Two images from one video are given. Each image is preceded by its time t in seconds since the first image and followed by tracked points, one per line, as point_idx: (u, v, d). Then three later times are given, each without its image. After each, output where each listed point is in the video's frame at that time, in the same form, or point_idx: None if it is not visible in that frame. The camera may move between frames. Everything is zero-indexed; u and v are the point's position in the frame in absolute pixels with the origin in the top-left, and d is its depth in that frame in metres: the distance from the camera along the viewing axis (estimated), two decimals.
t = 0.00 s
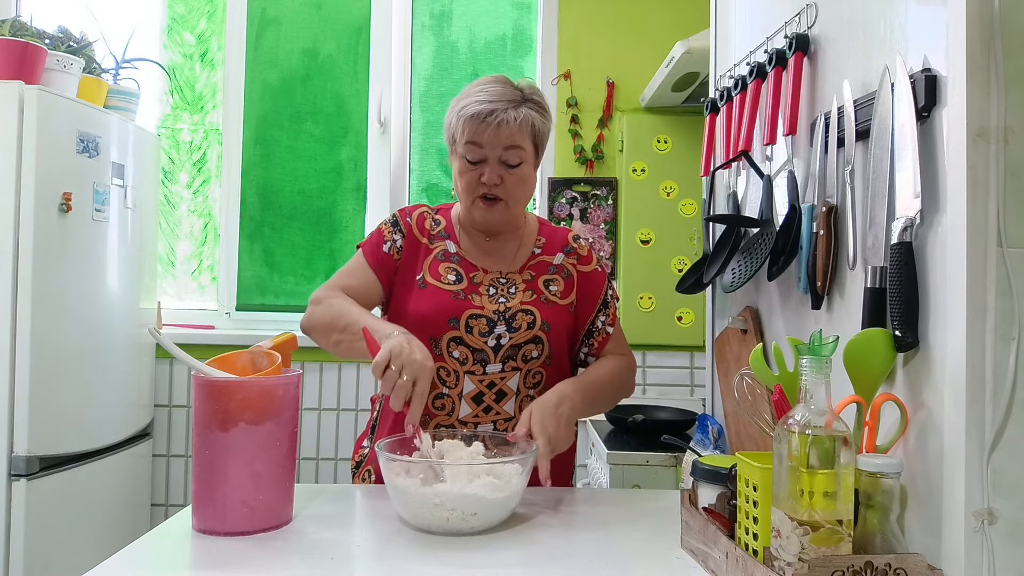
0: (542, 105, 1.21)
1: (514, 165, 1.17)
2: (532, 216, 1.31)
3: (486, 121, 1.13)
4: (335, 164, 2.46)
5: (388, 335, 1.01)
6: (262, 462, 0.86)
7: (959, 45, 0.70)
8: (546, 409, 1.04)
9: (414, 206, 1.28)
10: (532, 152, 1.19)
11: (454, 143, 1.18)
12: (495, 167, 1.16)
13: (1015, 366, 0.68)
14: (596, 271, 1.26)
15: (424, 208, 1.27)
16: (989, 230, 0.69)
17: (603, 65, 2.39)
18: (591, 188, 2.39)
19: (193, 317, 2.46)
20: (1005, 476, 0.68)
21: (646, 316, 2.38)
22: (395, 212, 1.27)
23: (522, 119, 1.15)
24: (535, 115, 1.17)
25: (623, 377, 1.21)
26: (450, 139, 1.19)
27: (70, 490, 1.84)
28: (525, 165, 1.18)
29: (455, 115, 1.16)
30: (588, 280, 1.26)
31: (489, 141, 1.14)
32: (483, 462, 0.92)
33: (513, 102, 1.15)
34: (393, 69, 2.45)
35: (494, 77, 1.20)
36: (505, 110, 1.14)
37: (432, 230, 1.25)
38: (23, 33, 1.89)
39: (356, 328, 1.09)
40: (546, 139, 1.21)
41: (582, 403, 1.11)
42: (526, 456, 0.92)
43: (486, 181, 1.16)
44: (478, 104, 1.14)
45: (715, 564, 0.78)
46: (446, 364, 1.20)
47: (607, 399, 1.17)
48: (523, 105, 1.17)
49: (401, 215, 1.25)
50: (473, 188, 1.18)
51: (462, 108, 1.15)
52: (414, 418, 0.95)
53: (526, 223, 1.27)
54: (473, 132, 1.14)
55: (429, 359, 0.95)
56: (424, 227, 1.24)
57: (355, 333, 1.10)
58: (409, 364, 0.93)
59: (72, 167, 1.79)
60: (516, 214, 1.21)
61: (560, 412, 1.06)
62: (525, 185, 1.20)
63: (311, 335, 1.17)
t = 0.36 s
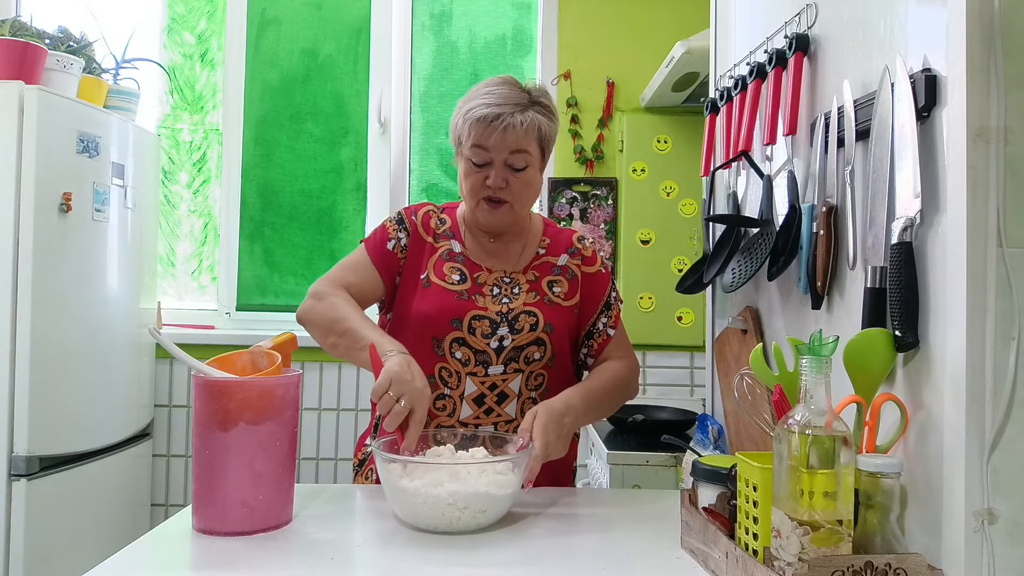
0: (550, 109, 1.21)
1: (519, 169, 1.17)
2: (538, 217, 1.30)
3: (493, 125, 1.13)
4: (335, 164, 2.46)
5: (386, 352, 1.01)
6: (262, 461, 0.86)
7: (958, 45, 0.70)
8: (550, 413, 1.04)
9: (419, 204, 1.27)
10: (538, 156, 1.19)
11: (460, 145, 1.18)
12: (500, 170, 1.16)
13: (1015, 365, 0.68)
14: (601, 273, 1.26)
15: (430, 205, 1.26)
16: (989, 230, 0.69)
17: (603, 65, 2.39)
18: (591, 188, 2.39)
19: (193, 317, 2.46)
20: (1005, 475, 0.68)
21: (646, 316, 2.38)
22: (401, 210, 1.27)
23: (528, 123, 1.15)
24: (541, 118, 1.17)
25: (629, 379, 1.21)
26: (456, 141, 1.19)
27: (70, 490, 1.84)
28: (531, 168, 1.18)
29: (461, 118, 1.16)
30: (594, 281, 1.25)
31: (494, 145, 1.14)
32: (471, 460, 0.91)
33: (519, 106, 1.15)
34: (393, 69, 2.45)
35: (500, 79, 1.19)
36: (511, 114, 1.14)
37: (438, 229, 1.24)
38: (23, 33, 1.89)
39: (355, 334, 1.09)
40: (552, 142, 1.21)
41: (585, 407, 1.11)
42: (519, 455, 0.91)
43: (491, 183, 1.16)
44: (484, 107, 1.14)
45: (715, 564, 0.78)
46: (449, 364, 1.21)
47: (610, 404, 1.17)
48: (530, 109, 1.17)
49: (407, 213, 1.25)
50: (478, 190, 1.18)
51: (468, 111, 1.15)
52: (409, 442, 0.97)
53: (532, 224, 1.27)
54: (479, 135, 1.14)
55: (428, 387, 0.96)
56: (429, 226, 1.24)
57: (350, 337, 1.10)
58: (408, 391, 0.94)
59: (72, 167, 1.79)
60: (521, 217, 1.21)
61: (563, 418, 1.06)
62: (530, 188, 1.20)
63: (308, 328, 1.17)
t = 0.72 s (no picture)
0: (552, 110, 1.21)
1: (521, 170, 1.17)
2: (540, 217, 1.31)
3: (494, 127, 1.13)
4: (335, 164, 2.46)
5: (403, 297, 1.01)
6: (262, 461, 0.86)
7: (958, 46, 0.70)
8: (557, 408, 1.03)
9: (426, 201, 1.28)
10: (540, 158, 1.19)
11: (462, 146, 1.18)
12: (502, 172, 1.16)
13: (1015, 366, 0.68)
14: (603, 271, 1.26)
15: (435, 204, 1.26)
16: (989, 230, 0.69)
17: (603, 65, 2.39)
18: (591, 188, 2.39)
19: (193, 317, 2.46)
20: (1005, 475, 0.68)
21: (646, 316, 2.38)
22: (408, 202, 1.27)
23: (530, 125, 1.14)
24: (543, 120, 1.17)
25: (638, 371, 1.21)
26: (459, 142, 1.19)
27: (70, 490, 1.84)
28: (533, 169, 1.18)
29: (463, 119, 1.16)
30: (596, 279, 1.25)
31: (496, 147, 1.14)
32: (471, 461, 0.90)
33: (521, 108, 1.15)
34: (393, 69, 2.45)
35: (503, 80, 1.19)
36: (513, 116, 1.14)
37: (443, 228, 1.25)
38: (23, 33, 1.89)
39: (364, 285, 1.08)
40: (555, 144, 1.21)
41: (595, 402, 1.10)
42: (519, 458, 0.91)
43: (492, 185, 1.16)
44: (486, 109, 1.14)
45: (715, 564, 0.78)
46: (448, 364, 1.20)
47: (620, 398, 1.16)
48: (532, 110, 1.17)
49: (414, 206, 1.25)
50: (480, 191, 1.18)
51: (470, 113, 1.15)
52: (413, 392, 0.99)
53: (534, 224, 1.27)
54: (481, 137, 1.14)
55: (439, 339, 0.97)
56: (434, 224, 1.25)
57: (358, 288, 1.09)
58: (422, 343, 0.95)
59: (72, 167, 1.79)
60: (523, 217, 1.21)
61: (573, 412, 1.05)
62: (533, 190, 1.20)
63: (306, 294, 1.15)
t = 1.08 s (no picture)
0: (556, 112, 1.20)
1: (524, 173, 1.17)
2: (544, 218, 1.31)
3: (497, 129, 1.13)
4: (335, 164, 2.46)
5: (388, 314, 1.02)
6: (263, 461, 0.86)
7: (958, 46, 0.70)
8: (552, 406, 1.02)
9: (428, 202, 1.28)
10: (544, 160, 1.19)
11: (465, 148, 1.18)
12: (505, 174, 1.16)
13: (1014, 365, 0.68)
14: (607, 274, 1.26)
15: (438, 205, 1.27)
16: (989, 230, 0.69)
17: (603, 65, 2.39)
18: (591, 188, 2.39)
19: (192, 317, 2.46)
20: (1005, 476, 0.68)
21: (646, 316, 2.38)
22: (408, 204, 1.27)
23: (533, 128, 1.14)
24: (547, 123, 1.17)
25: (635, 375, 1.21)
26: (461, 144, 1.19)
27: (70, 490, 1.84)
28: (536, 172, 1.18)
29: (466, 122, 1.15)
30: (601, 283, 1.25)
31: (499, 149, 1.14)
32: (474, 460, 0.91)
33: (525, 110, 1.15)
34: (393, 69, 2.45)
35: (506, 81, 1.19)
36: (516, 118, 1.13)
37: (444, 229, 1.25)
38: (23, 33, 1.89)
39: (354, 296, 1.08)
40: (558, 145, 1.21)
41: (589, 401, 1.10)
42: (520, 457, 0.91)
43: (495, 188, 1.16)
44: (489, 111, 1.13)
45: (715, 564, 0.78)
46: (452, 365, 1.21)
47: (615, 402, 1.16)
48: (536, 112, 1.16)
49: (415, 209, 1.25)
50: (483, 194, 1.18)
51: (473, 115, 1.15)
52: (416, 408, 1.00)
53: (538, 225, 1.27)
54: (484, 140, 1.14)
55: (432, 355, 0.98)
56: (436, 225, 1.24)
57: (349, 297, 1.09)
58: (418, 360, 0.96)
59: (73, 167, 1.79)
60: (526, 220, 1.21)
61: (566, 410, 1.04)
62: (536, 192, 1.20)
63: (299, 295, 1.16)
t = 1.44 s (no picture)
0: (555, 113, 1.20)
1: (523, 174, 1.17)
2: (543, 217, 1.30)
3: (496, 131, 1.13)
4: (335, 164, 2.46)
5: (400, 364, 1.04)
6: (263, 461, 0.86)
7: (958, 46, 0.70)
8: (553, 408, 1.02)
9: (425, 207, 1.28)
10: (543, 161, 1.19)
11: (464, 149, 1.18)
12: (504, 176, 1.16)
13: (1014, 364, 0.68)
14: (606, 271, 1.25)
15: (434, 208, 1.27)
16: (989, 230, 0.69)
17: (603, 66, 2.39)
18: (591, 188, 2.39)
19: (193, 317, 2.46)
20: (1005, 475, 0.68)
21: (646, 316, 2.38)
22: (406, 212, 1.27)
23: (532, 129, 1.14)
24: (546, 124, 1.16)
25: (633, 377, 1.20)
26: (461, 145, 1.19)
27: (70, 490, 1.84)
28: (535, 173, 1.18)
29: (465, 124, 1.16)
30: (600, 280, 1.25)
31: (498, 151, 1.14)
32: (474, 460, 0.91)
33: (524, 111, 1.15)
34: (393, 69, 2.45)
35: (505, 82, 1.19)
36: (515, 120, 1.13)
37: (442, 231, 1.25)
38: (23, 33, 1.89)
39: (365, 343, 1.11)
40: (557, 146, 1.20)
41: (590, 403, 1.09)
42: (519, 456, 0.91)
43: (494, 189, 1.16)
44: (488, 113, 1.13)
45: (715, 564, 0.78)
46: (451, 366, 1.21)
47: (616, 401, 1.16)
48: (535, 113, 1.16)
49: (410, 216, 1.25)
50: (482, 195, 1.18)
51: (472, 117, 1.15)
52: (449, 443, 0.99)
53: (537, 225, 1.27)
54: (483, 141, 1.14)
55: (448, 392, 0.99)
56: (433, 228, 1.24)
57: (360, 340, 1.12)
58: (437, 396, 0.96)
59: (72, 167, 1.79)
60: (525, 220, 1.21)
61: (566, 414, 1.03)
62: (535, 193, 1.20)
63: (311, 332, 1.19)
